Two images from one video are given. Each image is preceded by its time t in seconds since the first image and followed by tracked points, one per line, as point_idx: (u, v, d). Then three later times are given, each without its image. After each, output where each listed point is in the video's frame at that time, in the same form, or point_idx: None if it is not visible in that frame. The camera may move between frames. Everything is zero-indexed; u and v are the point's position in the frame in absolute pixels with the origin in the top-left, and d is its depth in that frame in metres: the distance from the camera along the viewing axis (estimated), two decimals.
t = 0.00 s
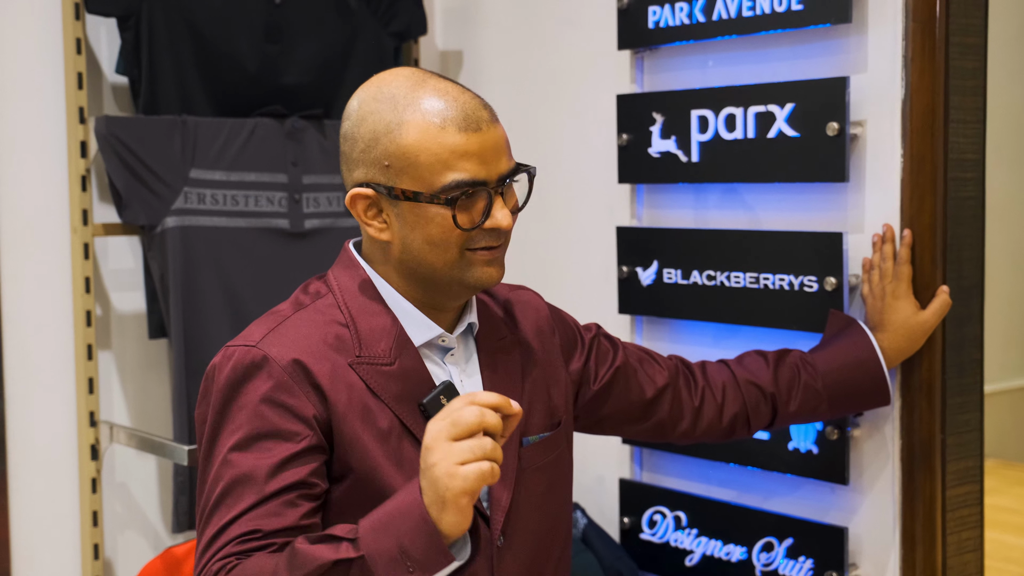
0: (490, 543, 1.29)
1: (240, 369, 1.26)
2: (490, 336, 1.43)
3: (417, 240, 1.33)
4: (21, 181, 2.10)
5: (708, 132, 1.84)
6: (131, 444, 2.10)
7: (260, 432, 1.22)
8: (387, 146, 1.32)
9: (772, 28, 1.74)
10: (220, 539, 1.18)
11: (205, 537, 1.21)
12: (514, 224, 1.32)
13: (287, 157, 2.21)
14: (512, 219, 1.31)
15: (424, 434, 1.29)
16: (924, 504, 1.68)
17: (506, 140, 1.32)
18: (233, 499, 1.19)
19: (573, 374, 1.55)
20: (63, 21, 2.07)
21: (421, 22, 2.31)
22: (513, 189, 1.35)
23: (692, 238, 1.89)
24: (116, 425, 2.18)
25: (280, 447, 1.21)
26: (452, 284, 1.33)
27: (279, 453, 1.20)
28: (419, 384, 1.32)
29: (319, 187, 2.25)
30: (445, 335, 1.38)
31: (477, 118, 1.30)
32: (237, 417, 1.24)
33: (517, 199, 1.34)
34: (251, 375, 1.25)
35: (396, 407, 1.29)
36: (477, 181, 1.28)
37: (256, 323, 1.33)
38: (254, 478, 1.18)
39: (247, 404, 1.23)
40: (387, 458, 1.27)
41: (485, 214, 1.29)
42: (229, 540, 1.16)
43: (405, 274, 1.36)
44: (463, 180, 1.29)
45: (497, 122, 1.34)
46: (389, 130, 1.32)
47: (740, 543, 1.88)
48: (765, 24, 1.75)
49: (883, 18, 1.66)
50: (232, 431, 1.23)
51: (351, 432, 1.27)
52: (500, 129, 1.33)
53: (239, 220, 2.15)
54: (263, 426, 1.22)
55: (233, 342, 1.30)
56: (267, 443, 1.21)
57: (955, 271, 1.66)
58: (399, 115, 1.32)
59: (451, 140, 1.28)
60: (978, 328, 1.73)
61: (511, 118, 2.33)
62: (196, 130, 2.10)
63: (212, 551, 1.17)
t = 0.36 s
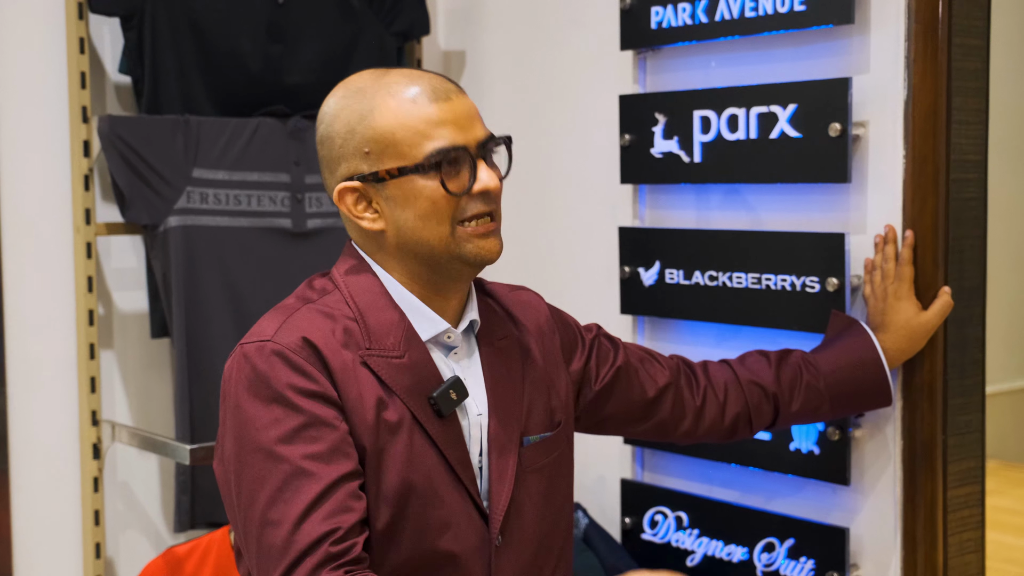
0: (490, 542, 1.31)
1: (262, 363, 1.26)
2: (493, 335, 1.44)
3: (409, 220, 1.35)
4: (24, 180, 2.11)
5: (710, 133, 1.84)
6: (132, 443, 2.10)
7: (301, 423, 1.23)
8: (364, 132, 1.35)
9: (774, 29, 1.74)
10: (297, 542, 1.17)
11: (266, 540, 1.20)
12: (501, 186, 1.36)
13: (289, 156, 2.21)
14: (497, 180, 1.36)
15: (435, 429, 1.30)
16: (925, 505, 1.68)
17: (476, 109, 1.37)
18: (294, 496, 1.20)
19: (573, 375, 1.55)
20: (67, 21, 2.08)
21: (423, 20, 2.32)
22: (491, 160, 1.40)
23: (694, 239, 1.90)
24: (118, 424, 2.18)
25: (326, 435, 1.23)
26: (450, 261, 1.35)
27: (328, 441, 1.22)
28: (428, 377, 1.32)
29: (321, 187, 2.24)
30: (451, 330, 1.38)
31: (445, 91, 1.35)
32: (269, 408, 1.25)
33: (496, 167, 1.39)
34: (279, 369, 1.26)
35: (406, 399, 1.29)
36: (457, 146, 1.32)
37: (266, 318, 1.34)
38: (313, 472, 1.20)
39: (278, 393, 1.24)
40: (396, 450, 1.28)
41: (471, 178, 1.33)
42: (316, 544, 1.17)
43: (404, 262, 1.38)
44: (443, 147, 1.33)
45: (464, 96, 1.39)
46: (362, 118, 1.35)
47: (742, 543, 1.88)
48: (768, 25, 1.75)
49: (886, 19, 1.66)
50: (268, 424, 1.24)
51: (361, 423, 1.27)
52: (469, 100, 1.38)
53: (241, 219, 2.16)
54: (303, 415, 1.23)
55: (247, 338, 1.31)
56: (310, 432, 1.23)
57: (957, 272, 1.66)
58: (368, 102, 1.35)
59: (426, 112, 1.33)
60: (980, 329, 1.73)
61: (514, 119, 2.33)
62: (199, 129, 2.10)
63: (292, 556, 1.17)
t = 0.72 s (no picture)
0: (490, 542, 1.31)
1: (256, 359, 1.26)
2: (493, 334, 1.44)
3: (406, 209, 1.36)
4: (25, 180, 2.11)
5: (711, 133, 1.85)
6: (133, 442, 2.09)
7: (292, 418, 1.23)
8: (350, 129, 1.37)
9: (774, 30, 1.75)
10: (280, 537, 1.17)
11: (252, 536, 1.20)
12: (491, 165, 1.37)
13: (291, 157, 2.21)
14: (487, 160, 1.37)
15: (433, 429, 1.29)
16: (925, 505, 1.68)
17: (457, 97, 1.40)
18: (281, 490, 1.19)
19: (574, 375, 1.55)
20: (68, 21, 2.08)
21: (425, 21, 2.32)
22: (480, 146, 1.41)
23: (695, 239, 1.90)
24: (119, 423, 2.19)
25: (316, 431, 1.22)
26: (451, 244, 1.35)
27: (317, 437, 1.22)
28: (426, 377, 1.32)
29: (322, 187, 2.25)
30: (448, 329, 1.38)
31: (424, 81, 1.38)
32: (260, 405, 1.24)
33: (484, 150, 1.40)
34: (270, 364, 1.26)
35: (404, 399, 1.29)
36: (442, 128, 1.34)
37: (264, 314, 1.34)
38: (301, 468, 1.19)
39: (270, 388, 1.24)
40: (391, 449, 1.27)
41: (461, 158, 1.34)
42: (298, 538, 1.16)
43: (405, 254, 1.39)
44: (428, 131, 1.35)
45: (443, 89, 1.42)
46: (345, 116, 1.38)
47: (742, 544, 1.89)
48: (768, 27, 1.75)
49: (887, 20, 1.66)
50: (258, 420, 1.23)
51: (357, 423, 1.27)
52: (448, 89, 1.40)
53: (242, 220, 2.16)
54: (294, 411, 1.23)
55: (244, 333, 1.31)
56: (300, 427, 1.22)
57: (958, 272, 1.66)
58: (351, 102, 1.39)
59: (407, 100, 1.35)
60: (980, 330, 1.73)
61: (515, 119, 2.33)
62: (200, 129, 2.10)
63: (273, 550, 1.17)
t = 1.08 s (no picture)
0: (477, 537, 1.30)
1: (226, 357, 1.27)
2: (485, 334, 1.44)
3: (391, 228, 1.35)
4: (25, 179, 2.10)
5: (712, 133, 1.84)
6: (133, 442, 2.09)
7: (250, 418, 1.22)
8: (346, 139, 1.36)
9: (775, 30, 1.74)
10: (213, 527, 1.16)
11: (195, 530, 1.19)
12: (483, 192, 1.34)
13: (291, 157, 2.21)
14: (479, 186, 1.34)
15: (410, 429, 1.29)
16: (926, 505, 1.68)
17: (461, 113, 1.36)
18: (225, 484, 1.18)
19: (576, 374, 1.55)
20: (68, 20, 2.08)
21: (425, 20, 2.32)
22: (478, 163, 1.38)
23: (695, 239, 1.90)
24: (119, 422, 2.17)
25: (272, 433, 1.21)
26: (432, 267, 1.35)
27: (271, 438, 1.21)
28: (406, 379, 1.31)
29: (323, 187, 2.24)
30: (432, 329, 1.38)
31: (427, 96, 1.34)
32: (224, 404, 1.25)
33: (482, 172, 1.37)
34: (240, 363, 1.26)
35: (381, 402, 1.29)
36: (437, 154, 1.31)
37: (243, 315, 1.35)
38: (246, 464, 1.18)
39: (235, 388, 1.24)
40: (373, 450, 1.27)
41: (451, 187, 1.32)
42: (226, 529, 1.15)
43: (388, 267, 1.38)
44: (423, 155, 1.32)
45: (450, 98, 1.38)
46: (344, 125, 1.36)
47: (743, 544, 1.88)
48: (769, 27, 1.75)
49: (888, 20, 1.66)
50: (221, 418, 1.24)
51: (331, 424, 1.27)
52: (453, 103, 1.36)
53: (242, 220, 2.16)
54: (254, 411, 1.22)
55: (220, 332, 1.32)
56: (257, 428, 1.22)
57: (958, 273, 1.66)
58: (351, 108, 1.36)
59: (405, 119, 1.32)
60: (981, 331, 1.73)
61: (516, 119, 2.33)
62: (200, 129, 2.10)
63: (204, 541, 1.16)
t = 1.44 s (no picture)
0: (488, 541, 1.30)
1: (242, 360, 1.26)
2: (490, 336, 1.44)
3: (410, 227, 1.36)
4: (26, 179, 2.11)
5: (713, 134, 1.84)
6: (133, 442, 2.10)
7: (264, 421, 1.21)
8: (370, 136, 1.36)
9: (777, 30, 1.74)
10: (232, 528, 1.17)
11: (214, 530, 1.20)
12: (503, 197, 1.35)
13: (292, 157, 2.21)
14: (500, 192, 1.35)
15: (424, 430, 1.29)
16: (927, 505, 1.68)
17: (485, 117, 1.37)
18: (240, 490, 1.18)
19: (576, 376, 1.55)
20: (70, 20, 2.08)
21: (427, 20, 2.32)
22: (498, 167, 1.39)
23: (697, 240, 1.89)
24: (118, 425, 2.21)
25: (284, 436, 1.20)
26: (449, 267, 1.36)
27: (284, 442, 1.20)
28: (418, 380, 1.31)
29: (324, 187, 2.24)
30: (444, 332, 1.39)
31: (453, 98, 1.34)
32: (241, 406, 1.24)
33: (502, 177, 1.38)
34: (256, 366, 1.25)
35: (394, 402, 1.29)
36: (461, 156, 1.32)
37: (258, 314, 1.34)
38: (260, 469, 1.17)
39: (252, 393, 1.24)
40: (379, 450, 1.27)
41: (473, 189, 1.33)
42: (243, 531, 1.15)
43: (403, 267, 1.39)
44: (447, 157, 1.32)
45: (475, 102, 1.38)
46: (368, 122, 1.36)
47: (744, 545, 1.88)
48: (770, 27, 1.75)
49: (890, 20, 1.66)
50: (236, 421, 1.23)
51: (347, 422, 1.27)
52: (478, 107, 1.37)
53: (244, 219, 2.16)
54: (268, 414, 1.22)
55: (235, 333, 1.31)
56: (271, 432, 1.21)
57: (960, 273, 1.65)
58: (377, 105, 1.36)
59: (430, 121, 1.32)
60: (983, 331, 1.73)
61: (517, 119, 2.33)
62: (201, 129, 2.10)
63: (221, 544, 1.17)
